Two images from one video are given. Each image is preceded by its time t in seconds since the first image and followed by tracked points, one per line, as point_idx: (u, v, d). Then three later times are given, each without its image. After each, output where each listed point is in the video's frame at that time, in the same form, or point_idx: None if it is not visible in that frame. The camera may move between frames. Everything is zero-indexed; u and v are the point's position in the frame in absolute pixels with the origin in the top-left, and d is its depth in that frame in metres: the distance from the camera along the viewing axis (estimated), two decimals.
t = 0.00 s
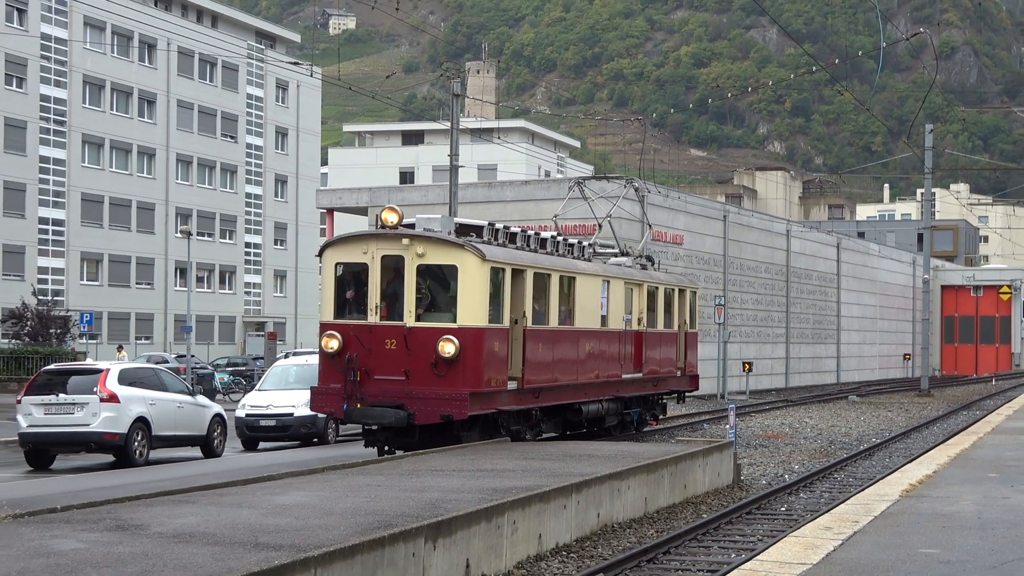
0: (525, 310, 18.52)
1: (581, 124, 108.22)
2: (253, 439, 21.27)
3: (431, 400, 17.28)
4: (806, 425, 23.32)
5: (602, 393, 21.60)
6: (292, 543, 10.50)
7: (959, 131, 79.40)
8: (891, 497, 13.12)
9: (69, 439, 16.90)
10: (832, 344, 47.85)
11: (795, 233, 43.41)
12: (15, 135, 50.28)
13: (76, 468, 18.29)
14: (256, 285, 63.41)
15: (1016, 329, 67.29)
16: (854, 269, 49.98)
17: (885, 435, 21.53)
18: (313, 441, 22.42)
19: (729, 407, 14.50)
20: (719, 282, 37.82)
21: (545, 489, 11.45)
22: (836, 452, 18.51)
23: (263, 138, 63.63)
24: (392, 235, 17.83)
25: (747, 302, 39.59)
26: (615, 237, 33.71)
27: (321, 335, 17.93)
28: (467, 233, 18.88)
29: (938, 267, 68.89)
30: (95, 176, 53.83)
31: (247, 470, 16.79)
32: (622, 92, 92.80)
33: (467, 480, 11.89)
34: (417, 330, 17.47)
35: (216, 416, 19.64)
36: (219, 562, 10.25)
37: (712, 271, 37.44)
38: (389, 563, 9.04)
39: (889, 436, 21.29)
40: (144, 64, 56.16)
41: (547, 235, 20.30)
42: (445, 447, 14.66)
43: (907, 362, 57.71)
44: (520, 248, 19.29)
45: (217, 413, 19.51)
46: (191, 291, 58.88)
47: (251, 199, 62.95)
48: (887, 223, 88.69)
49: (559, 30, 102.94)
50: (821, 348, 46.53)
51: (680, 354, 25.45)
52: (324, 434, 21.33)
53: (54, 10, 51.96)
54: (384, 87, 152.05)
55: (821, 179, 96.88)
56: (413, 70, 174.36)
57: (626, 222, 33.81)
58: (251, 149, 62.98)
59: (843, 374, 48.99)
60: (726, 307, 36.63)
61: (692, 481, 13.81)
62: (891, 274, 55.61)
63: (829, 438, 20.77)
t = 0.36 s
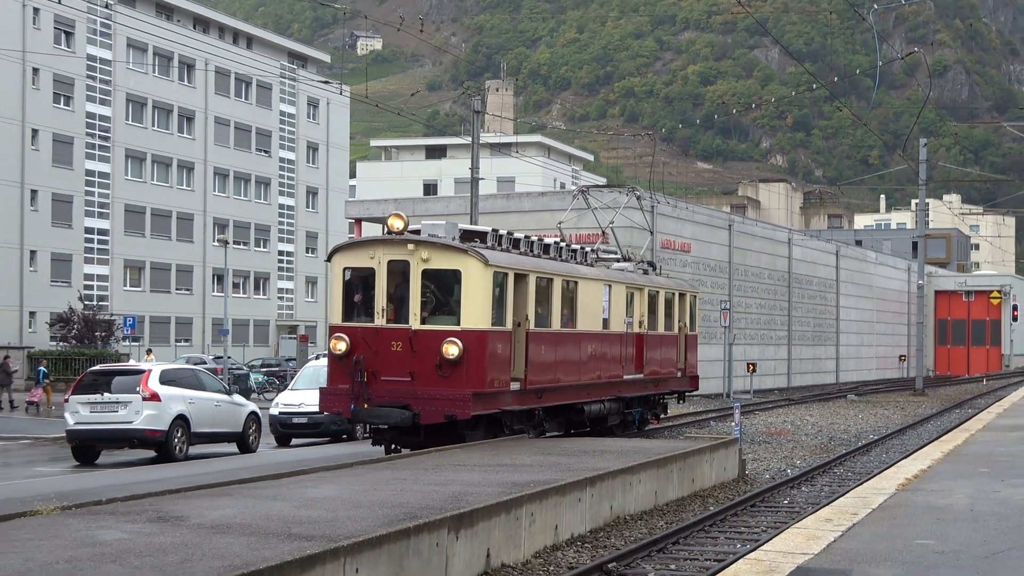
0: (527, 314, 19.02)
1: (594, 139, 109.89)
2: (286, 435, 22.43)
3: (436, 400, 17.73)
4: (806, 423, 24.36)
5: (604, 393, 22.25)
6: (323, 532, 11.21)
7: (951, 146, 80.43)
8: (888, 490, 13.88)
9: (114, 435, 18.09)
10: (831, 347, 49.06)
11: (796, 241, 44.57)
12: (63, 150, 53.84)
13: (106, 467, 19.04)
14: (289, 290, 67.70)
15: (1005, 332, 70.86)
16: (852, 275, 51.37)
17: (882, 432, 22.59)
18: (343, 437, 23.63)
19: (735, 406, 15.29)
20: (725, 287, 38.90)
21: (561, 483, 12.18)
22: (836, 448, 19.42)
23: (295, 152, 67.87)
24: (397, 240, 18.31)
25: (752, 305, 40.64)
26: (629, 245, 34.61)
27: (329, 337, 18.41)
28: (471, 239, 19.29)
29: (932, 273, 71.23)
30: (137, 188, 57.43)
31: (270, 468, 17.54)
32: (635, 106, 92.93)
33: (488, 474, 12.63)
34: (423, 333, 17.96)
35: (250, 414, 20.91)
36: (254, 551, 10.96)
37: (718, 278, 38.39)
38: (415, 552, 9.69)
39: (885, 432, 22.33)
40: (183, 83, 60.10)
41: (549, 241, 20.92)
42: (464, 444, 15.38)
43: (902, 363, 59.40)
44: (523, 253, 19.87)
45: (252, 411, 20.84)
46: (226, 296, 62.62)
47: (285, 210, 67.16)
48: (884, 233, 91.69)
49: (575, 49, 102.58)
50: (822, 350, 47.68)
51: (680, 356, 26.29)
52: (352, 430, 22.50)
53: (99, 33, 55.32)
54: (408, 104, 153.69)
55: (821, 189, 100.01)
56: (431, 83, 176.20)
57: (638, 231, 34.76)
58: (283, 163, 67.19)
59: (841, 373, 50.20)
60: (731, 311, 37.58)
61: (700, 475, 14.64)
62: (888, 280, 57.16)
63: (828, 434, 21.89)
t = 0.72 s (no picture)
0: (530, 317, 19.72)
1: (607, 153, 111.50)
2: (317, 432, 23.69)
3: (442, 400, 18.40)
4: (808, 421, 25.62)
5: (607, 393, 22.99)
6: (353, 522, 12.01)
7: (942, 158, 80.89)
8: (885, 484, 14.75)
9: (158, 432, 19.51)
10: (832, 348, 51.90)
11: (799, 250, 47.07)
12: (110, 164, 57.51)
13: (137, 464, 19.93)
14: (320, 295, 72.25)
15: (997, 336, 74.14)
16: (851, 281, 54.38)
17: (879, 429, 23.88)
18: (370, 435, 24.88)
19: (741, 403, 16.28)
20: (732, 292, 41.05)
21: (577, 477, 13.00)
22: (836, 444, 20.50)
23: (327, 166, 72.09)
24: (404, 246, 19.10)
25: (756, 310, 42.94)
26: (637, 254, 36.62)
27: (340, 339, 19.15)
28: (477, 244, 19.94)
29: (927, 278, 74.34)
30: (179, 200, 61.32)
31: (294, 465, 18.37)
32: (647, 124, 90.51)
33: (508, 468, 13.45)
34: (429, 335, 18.67)
35: (285, 412, 22.49)
36: (288, 540, 11.76)
37: (725, 282, 40.67)
38: (439, 541, 10.44)
39: (882, 429, 23.59)
40: (223, 101, 64.11)
41: (553, 247, 21.67)
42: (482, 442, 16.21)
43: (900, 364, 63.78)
44: (527, 259, 20.60)
45: (286, 409, 22.41)
46: (263, 300, 66.83)
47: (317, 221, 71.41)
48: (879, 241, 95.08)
49: (589, 68, 102.63)
50: (823, 352, 50.54)
51: (681, 357, 27.16)
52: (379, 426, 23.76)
53: (144, 55, 59.10)
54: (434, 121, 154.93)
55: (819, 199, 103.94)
56: (452, 95, 177.62)
57: (647, 240, 36.70)
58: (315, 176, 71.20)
59: (841, 373, 53.35)
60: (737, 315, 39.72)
61: (708, 469, 15.59)
62: (885, 285, 61.00)
63: (827, 429, 23.22)
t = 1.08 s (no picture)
0: (532, 318, 20.54)
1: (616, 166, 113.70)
2: (345, 427, 25.36)
3: (446, 399, 19.18)
4: (806, 419, 27.79)
5: (607, 392, 23.86)
6: (381, 511, 12.82)
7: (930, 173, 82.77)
8: (878, 477, 15.86)
9: (198, 426, 21.24)
10: (827, 348, 57.06)
11: (799, 257, 51.47)
12: (153, 177, 60.93)
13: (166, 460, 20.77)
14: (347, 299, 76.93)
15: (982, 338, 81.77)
16: (847, 286, 59.83)
17: (872, 425, 26.09)
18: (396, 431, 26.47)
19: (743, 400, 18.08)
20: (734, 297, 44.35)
21: (588, 469, 13.96)
22: (830, 438, 22.74)
23: (355, 179, 76.63)
24: (410, 251, 20.02)
25: (757, 314, 46.61)
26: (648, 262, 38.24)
27: (350, 340, 20.08)
28: (481, 249, 20.85)
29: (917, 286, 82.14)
30: (219, 211, 65.31)
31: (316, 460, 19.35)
32: (654, 140, 91.78)
33: (525, 461, 14.42)
34: (434, 336, 19.51)
35: (315, 407, 24.26)
36: (319, 527, 12.54)
37: (727, 288, 43.44)
38: (460, 529, 11.30)
39: (875, 426, 25.70)
40: (258, 119, 68.30)
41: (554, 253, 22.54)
42: (497, 439, 17.08)
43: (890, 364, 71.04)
44: (530, 264, 21.44)
45: (316, 405, 24.17)
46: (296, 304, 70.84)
47: (345, 229, 75.97)
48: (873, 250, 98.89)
49: (601, 88, 104.21)
50: (819, 353, 55.49)
51: (680, 358, 28.23)
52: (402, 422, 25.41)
53: (185, 75, 62.64)
54: (454, 136, 156.96)
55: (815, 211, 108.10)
56: (469, 110, 179.96)
57: (657, 248, 38.47)
58: (344, 187, 75.78)
59: (836, 372, 58.59)
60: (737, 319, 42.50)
61: (710, 463, 16.86)
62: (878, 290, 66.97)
63: (823, 426, 25.57)
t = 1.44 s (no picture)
0: (533, 320, 21.24)
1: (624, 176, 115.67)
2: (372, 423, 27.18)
3: (449, 398, 19.79)
4: (806, 417, 30.17)
5: (607, 392, 24.63)
6: (401, 501, 13.45)
7: (921, 184, 82.41)
8: (873, 472, 17.03)
9: (231, 422, 23.34)
10: (822, 349, 61.82)
11: (795, 263, 55.96)
12: (190, 188, 62.58)
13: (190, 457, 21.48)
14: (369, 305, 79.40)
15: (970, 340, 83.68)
16: (840, 290, 64.76)
17: (867, 422, 28.48)
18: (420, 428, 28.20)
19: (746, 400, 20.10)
20: (734, 302, 48.02)
21: (598, 464, 14.82)
22: (828, 436, 25.07)
23: (379, 190, 78.19)
24: (414, 255, 20.69)
25: (755, 317, 50.67)
26: (656, 268, 41.15)
27: (355, 341, 20.70)
28: (484, 253, 21.49)
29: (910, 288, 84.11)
30: (252, 220, 66.73)
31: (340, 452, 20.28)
32: (662, 154, 92.14)
33: (542, 455, 15.34)
34: (437, 337, 20.16)
35: (341, 406, 26.28)
36: (343, 517, 13.01)
37: (728, 293, 47.54)
38: (478, 520, 11.99)
39: (869, 423, 28.07)
40: (289, 133, 69.88)
41: (555, 257, 23.30)
42: (510, 438, 17.80)
43: (883, 365, 76.01)
44: (531, 267, 22.16)
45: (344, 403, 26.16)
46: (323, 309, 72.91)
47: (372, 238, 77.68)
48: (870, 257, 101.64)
49: (611, 104, 104.95)
50: (815, 353, 60.23)
51: (679, 358, 29.19)
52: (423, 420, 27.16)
53: (219, 92, 64.16)
54: (472, 149, 158.01)
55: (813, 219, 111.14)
56: (481, 120, 180.88)
57: (664, 255, 41.44)
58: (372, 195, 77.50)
59: (832, 372, 63.47)
60: (738, 321, 46.66)
61: (715, 458, 18.17)
62: (869, 295, 71.99)
63: (823, 424, 27.70)
